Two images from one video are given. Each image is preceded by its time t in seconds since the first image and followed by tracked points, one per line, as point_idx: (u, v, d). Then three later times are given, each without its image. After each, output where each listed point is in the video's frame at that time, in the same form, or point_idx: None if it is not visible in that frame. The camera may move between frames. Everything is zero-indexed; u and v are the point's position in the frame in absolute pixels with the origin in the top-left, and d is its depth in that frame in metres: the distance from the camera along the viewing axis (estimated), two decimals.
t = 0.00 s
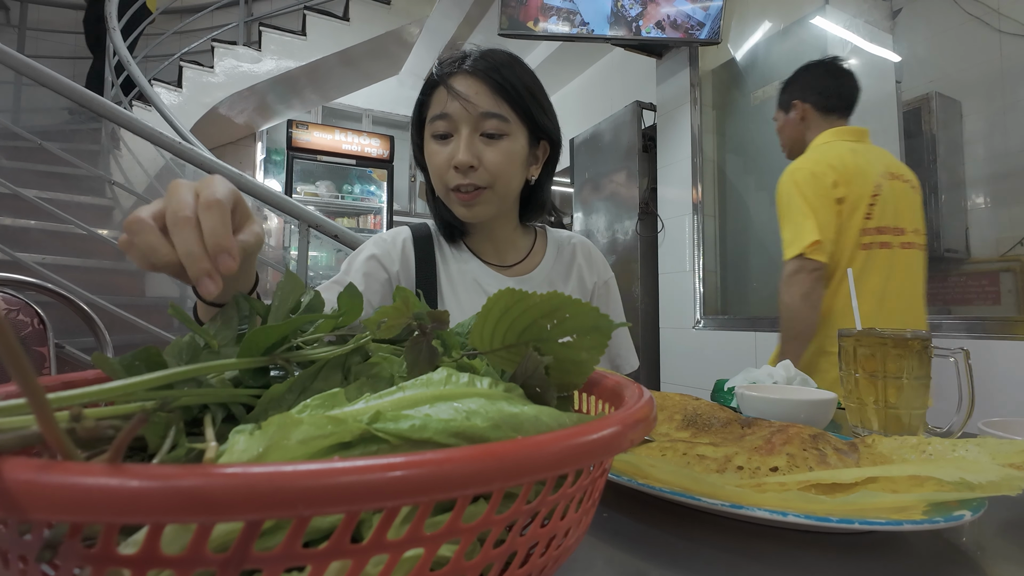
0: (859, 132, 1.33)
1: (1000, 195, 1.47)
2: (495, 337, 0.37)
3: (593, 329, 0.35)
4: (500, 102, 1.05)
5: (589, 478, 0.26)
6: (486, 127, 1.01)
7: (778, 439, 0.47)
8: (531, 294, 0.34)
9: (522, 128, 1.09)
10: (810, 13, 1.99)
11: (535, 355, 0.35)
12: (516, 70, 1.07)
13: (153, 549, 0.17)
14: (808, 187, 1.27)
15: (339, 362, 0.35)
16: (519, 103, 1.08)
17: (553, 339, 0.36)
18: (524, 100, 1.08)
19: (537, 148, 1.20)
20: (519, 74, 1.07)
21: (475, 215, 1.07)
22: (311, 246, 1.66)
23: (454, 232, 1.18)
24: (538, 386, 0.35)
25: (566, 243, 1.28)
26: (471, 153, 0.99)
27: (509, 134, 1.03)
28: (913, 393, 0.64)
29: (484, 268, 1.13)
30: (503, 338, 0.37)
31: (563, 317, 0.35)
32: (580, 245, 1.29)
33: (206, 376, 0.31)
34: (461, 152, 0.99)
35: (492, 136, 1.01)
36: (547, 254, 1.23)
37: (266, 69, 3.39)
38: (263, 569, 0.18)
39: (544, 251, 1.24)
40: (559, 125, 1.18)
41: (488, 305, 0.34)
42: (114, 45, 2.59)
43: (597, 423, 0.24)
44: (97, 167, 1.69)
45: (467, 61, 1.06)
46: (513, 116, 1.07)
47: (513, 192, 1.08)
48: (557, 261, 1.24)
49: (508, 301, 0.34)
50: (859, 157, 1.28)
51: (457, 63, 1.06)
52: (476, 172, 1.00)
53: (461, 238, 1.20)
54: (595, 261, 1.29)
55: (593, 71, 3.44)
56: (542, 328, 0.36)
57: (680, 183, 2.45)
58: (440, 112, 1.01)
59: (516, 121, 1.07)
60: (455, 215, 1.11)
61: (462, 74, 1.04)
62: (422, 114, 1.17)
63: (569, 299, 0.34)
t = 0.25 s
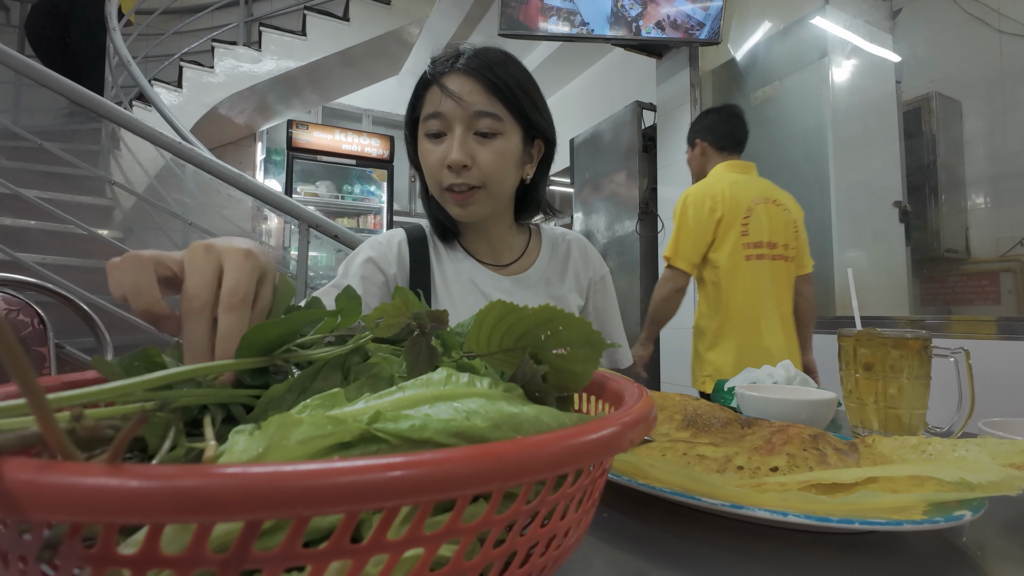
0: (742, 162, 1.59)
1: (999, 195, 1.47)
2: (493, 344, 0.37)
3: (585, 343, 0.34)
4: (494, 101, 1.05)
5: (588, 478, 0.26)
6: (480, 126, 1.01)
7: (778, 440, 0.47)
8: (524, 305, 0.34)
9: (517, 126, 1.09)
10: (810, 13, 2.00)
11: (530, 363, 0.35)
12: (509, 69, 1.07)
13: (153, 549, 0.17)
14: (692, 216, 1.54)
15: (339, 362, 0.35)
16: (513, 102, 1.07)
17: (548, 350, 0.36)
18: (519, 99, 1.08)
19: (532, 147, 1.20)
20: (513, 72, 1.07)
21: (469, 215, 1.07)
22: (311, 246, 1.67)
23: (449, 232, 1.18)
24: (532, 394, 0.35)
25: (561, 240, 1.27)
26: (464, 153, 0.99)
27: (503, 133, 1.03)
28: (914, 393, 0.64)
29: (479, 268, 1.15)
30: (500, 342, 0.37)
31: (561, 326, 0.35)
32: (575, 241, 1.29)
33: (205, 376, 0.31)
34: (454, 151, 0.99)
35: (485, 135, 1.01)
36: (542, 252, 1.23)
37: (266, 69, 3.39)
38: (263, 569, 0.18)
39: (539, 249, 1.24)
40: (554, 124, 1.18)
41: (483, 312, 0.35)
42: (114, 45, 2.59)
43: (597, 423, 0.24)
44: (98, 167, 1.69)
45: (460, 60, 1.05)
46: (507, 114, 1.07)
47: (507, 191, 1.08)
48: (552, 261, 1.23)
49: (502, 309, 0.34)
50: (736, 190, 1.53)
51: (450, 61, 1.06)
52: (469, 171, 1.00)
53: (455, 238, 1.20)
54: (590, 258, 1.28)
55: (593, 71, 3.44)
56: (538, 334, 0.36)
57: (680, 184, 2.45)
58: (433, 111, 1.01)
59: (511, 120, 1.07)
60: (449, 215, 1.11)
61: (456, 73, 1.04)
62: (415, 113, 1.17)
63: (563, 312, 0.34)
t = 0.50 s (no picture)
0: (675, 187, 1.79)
1: (999, 195, 1.47)
2: (489, 347, 0.37)
3: (584, 346, 0.34)
4: (491, 101, 1.05)
5: (589, 478, 0.26)
6: (476, 127, 1.01)
7: (779, 439, 0.47)
8: (522, 309, 0.34)
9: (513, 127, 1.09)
10: (810, 13, 1.99)
11: (531, 364, 0.36)
12: (506, 69, 1.07)
13: (154, 549, 0.17)
14: (626, 237, 1.74)
15: (339, 362, 0.35)
16: (509, 103, 1.07)
17: (548, 352, 0.36)
18: (515, 100, 1.08)
19: (528, 148, 1.20)
20: (509, 73, 1.07)
21: (465, 216, 1.07)
22: (311, 246, 1.67)
23: (444, 233, 1.18)
24: (535, 392, 0.35)
25: (551, 235, 1.29)
26: (460, 153, 0.99)
27: (499, 134, 1.03)
28: (914, 393, 0.64)
29: (474, 268, 1.14)
30: (499, 342, 0.37)
31: (560, 328, 0.35)
32: (564, 234, 1.31)
33: (206, 376, 0.31)
34: (450, 151, 0.99)
35: (482, 135, 1.01)
36: (535, 248, 1.24)
37: (266, 69, 3.39)
38: (264, 569, 0.18)
39: (531, 246, 1.25)
40: (550, 125, 1.18)
41: (480, 320, 0.36)
42: (114, 45, 2.58)
43: (598, 423, 0.24)
44: (97, 167, 1.69)
45: (457, 60, 1.05)
46: (504, 115, 1.07)
47: (503, 192, 1.08)
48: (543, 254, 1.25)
49: (500, 313, 0.35)
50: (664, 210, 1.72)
51: (447, 61, 1.06)
52: (465, 172, 1.00)
53: (451, 239, 1.20)
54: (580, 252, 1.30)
55: (593, 71, 3.44)
56: (537, 336, 0.36)
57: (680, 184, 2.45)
58: (429, 111, 1.01)
59: (507, 120, 1.07)
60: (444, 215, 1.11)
61: (452, 73, 1.04)
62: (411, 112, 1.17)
63: (561, 314, 0.34)
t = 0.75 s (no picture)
0: (624, 206, 2.04)
1: (999, 195, 1.47)
2: (494, 337, 0.37)
3: (593, 330, 0.34)
4: (486, 104, 1.06)
5: (589, 478, 0.26)
6: (472, 129, 1.01)
7: (779, 440, 0.47)
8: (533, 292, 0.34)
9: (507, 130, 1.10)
10: (810, 13, 1.99)
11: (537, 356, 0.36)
12: (501, 73, 1.08)
13: (155, 548, 0.17)
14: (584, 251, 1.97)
15: (340, 362, 0.35)
16: (504, 105, 1.08)
17: (554, 341, 0.36)
18: (510, 103, 1.09)
19: (521, 152, 1.20)
20: (505, 76, 1.08)
21: (459, 216, 1.07)
22: (312, 246, 1.67)
23: (435, 235, 1.18)
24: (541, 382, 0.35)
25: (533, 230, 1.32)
26: (456, 155, 0.99)
27: (494, 136, 1.03)
28: (914, 393, 0.64)
29: (466, 267, 1.15)
30: (504, 335, 0.37)
31: (566, 318, 0.34)
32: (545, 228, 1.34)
33: (207, 376, 0.31)
34: (446, 152, 0.99)
35: (477, 137, 1.01)
36: (520, 245, 1.26)
37: (266, 70, 3.39)
38: (264, 569, 0.18)
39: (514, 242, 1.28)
40: (542, 129, 1.19)
41: (489, 307, 0.35)
42: (114, 45, 2.58)
43: (598, 424, 0.24)
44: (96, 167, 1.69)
45: (453, 63, 1.06)
46: (499, 118, 1.07)
47: (497, 194, 1.08)
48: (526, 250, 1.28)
49: (511, 299, 0.34)
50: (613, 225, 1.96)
51: (443, 64, 1.07)
52: (461, 173, 1.00)
53: (442, 239, 1.20)
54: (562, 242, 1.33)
55: (593, 71, 3.44)
56: (543, 327, 0.36)
57: (680, 184, 2.45)
58: (425, 112, 1.01)
59: (502, 123, 1.07)
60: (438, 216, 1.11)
61: (448, 76, 1.05)
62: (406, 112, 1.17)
63: (572, 299, 0.33)
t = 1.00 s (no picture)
0: (579, 219, 2.15)
1: (999, 195, 1.48)
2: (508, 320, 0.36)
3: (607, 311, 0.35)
4: (481, 106, 1.06)
5: (589, 478, 0.26)
6: (468, 130, 1.01)
7: (779, 440, 0.47)
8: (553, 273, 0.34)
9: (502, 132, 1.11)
10: (810, 13, 1.99)
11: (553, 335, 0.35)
12: (496, 76, 1.08)
13: (155, 549, 0.17)
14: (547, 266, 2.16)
15: (340, 362, 0.35)
16: (499, 108, 1.09)
17: (566, 324, 0.36)
18: (504, 105, 1.09)
19: (513, 154, 1.20)
20: (501, 79, 1.09)
21: (454, 216, 1.07)
22: (312, 246, 1.67)
23: (429, 234, 1.18)
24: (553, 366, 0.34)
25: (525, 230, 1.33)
26: (452, 155, 0.99)
27: (490, 138, 1.03)
28: (915, 393, 0.64)
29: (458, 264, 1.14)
30: (513, 325, 0.37)
31: (577, 302, 0.35)
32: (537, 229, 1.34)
33: (207, 376, 0.31)
34: (442, 153, 0.99)
35: (473, 139, 1.02)
36: (508, 243, 1.26)
37: (266, 70, 3.39)
38: (264, 570, 0.18)
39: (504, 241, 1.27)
40: (534, 131, 1.19)
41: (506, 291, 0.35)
42: (114, 45, 2.59)
43: (598, 424, 0.24)
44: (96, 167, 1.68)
45: (449, 65, 1.07)
46: (494, 120, 1.08)
47: (491, 195, 1.09)
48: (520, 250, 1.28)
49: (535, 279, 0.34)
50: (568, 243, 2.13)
51: (439, 66, 1.07)
52: (457, 174, 1.00)
53: (437, 239, 1.20)
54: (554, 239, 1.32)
55: (593, 72, 3.44)
56: (552, 315, 0.36)
57: (680, 183, 2.45)
58: (422, 113, 1.01)
59: (497, 125, 1.08)
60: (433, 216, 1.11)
61: (444, 78, 1.05)
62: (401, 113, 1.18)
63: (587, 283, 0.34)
